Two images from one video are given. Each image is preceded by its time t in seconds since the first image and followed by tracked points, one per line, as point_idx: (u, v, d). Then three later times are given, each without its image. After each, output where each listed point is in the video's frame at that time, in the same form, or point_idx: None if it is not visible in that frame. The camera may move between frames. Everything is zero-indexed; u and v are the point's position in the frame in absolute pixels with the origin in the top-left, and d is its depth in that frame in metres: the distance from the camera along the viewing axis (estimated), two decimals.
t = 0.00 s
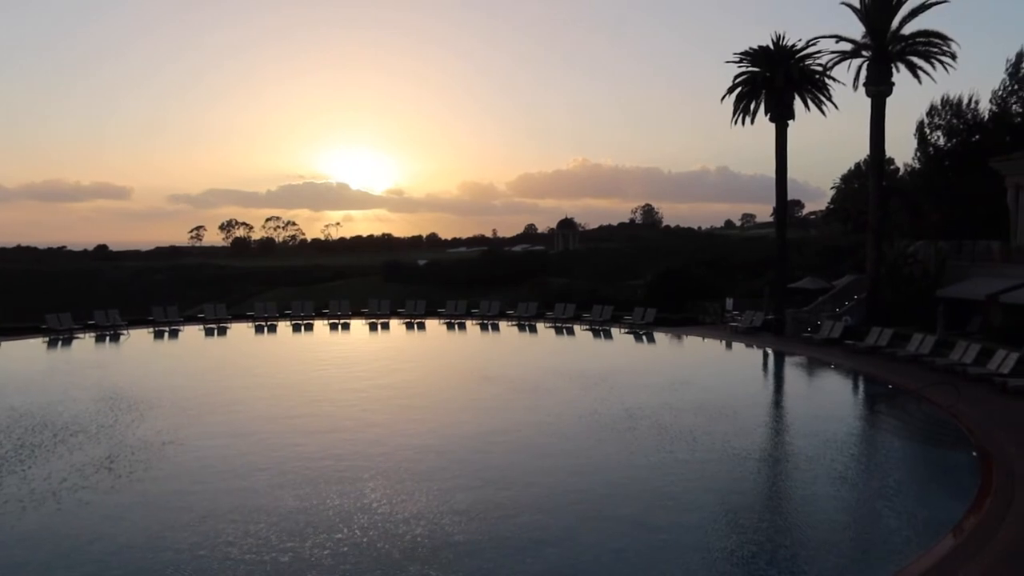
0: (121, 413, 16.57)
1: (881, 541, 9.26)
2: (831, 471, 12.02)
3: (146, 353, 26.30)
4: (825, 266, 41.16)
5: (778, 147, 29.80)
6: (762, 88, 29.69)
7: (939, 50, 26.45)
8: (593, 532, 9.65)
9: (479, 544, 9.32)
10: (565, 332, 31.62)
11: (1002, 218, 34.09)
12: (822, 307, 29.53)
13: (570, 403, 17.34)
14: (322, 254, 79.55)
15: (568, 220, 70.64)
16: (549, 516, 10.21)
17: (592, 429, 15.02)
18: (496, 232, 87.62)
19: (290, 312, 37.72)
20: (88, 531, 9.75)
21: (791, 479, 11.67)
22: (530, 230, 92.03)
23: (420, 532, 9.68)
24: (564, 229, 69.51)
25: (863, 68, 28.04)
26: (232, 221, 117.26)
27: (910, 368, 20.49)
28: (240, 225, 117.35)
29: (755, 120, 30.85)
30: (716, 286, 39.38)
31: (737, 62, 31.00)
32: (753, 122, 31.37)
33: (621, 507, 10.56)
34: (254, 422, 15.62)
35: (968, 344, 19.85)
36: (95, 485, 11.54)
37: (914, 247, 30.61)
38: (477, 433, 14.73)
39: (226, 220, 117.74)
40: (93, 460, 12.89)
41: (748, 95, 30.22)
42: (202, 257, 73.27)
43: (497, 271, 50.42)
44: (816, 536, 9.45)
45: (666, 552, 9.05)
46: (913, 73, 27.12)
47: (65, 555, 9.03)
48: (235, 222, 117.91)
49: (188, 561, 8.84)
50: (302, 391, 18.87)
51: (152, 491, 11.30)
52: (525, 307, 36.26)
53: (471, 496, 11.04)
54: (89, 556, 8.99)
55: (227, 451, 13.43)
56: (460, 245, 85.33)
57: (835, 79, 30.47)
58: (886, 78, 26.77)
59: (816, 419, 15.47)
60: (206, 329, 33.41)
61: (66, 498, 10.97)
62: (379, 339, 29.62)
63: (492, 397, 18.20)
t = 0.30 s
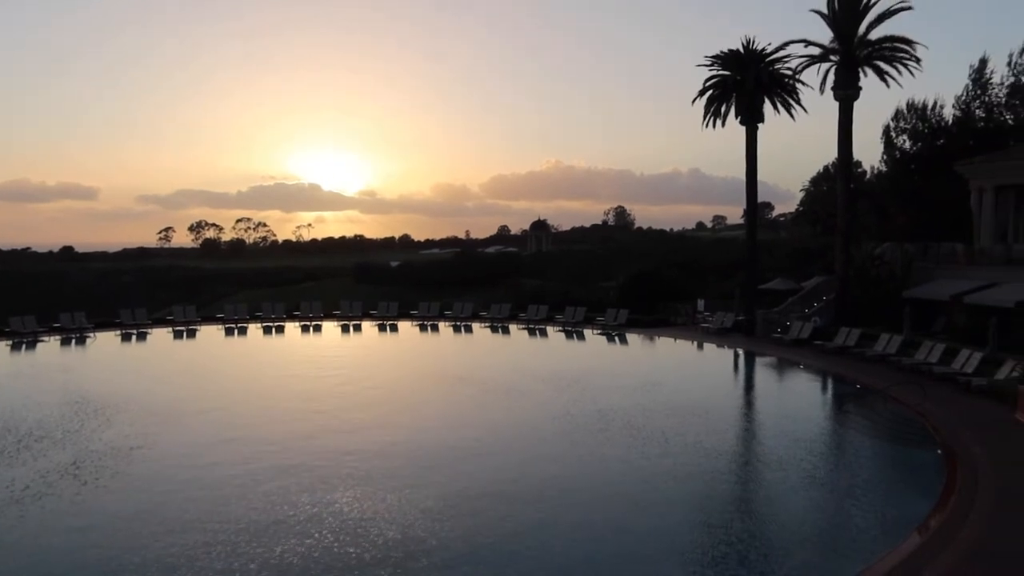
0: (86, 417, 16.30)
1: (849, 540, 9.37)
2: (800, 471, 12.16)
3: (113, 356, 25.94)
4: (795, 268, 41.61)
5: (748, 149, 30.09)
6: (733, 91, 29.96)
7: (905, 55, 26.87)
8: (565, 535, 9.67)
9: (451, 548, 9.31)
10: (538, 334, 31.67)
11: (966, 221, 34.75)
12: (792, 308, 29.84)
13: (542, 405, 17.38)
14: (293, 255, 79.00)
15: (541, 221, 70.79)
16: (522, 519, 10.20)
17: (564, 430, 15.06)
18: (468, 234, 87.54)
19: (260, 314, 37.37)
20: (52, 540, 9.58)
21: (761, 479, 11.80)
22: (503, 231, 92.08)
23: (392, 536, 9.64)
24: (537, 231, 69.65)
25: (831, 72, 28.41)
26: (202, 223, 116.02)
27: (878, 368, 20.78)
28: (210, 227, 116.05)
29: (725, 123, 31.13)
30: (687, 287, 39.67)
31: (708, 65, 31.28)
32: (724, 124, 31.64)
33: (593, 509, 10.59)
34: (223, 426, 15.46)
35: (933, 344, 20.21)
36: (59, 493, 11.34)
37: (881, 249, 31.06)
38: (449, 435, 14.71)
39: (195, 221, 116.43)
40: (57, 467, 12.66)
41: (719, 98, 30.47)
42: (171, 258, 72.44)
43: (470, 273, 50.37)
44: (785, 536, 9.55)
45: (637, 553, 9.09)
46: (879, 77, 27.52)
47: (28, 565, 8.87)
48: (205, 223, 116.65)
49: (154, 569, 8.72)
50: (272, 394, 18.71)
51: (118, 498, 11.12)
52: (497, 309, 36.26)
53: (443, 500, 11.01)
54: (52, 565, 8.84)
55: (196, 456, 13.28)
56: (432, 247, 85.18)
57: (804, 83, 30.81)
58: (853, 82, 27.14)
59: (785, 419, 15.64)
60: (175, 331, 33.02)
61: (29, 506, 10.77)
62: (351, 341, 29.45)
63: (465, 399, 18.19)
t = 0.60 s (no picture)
0: (52, 423, 16.06)
1: (818, 540, 9.45)
2: (769, 470, 12.28)
3: (80, 360, 25.56)
4: (765, 269, 42.02)
5: (718, 152, 30.36)
6: (703, 94, 30.24)
7: (872, 59, 27.28)
8: (537, 536, 9.70)
9: (422, 551, 9.29)
10: (511, 335, 31.70)
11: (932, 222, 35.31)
12: (762, 309, 30.13)
13: (515, 407, 17.41)
14: (264, 257, 78.40)
15: (514, 223, 70.85)
16: (493, 522, 10.21)
17: (536, 432, 15.10)
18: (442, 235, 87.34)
19: (231, 317, 37.03)
20: (16, 548, 9.44)
21: (730, 479, 11.91)
22: (476, 233, 91.99)
23: (363, 540, 9.61)
24: (510, 233, 69.68)
25: (799, 76, 28.75)
26: (171, 224, 114.64)
27: (846, 368, 21.04)
28: (179, 228, 114.68)
29: (696, 126, 31.40)
30: (659, 289, 39.93)
31: (679, 68, 31.53)
32: (694, 127, 31.91)
33: (564, 510, 10.64)
34: (193, 430, 15.31)
35: (899, 343, 20.51)
36: (23, 500, 11.17)
37: (849, 250, 31.48)
38: (420, 438, 14.69)
39: (164, 223, 114.99)
40: (21, 474, 12.46)
41: (690, 101, 30.73)
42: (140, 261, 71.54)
43: (444, 274, 50.27)
44: (753, 536, 9.64)
45: (607, 554, 9.15)
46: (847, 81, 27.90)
47: None
48: (174, 225, 115.23)
49: None
50: (242, 398, 18.55)
51: (84, 504, 10.98)
52: (470, 310, 36.24)
53: (414, 503, 10.99)
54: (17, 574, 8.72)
55: (164, 462, 13.14)
56: (406, 249, 84.87)
57: (773, 86, 31.16)
58: (821, 86, 27.50)
59: (755, 419, 15.79)
60: (143, 335, 32.63)
61: None
62: (323, 344, 29.28)
63: (437, 402, 18.16)
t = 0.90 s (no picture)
0: (15, 428, 15.78)
1: (786, 540, 9.53)
2: (739, 471, 12.38)
3: (45, 363, 25.16)
4: (736, 270, 42.40)
5: (690, 155, 30.56)
6: (674, 97, 30.46)
7: (839, 63, 27.64)
8: (508, 539, 9.69)
9: (392, 555, 9.24)
10: (483, 336, 31.71)
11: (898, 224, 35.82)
12: (732, 310, 30.40)
13: (486, 408, 17.40)
14: (235, 258, 77.66)
15: (487, 224, 70.82)
16: (464, 525, 10.18)
17: (508, 433, 15.10)
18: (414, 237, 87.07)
19: (200, 319, 36.66)
20: None
21: (700, 479, 11.98)
22: (449, 234, 91.80)
23: (333, 545, 9.54)
24: (482, 234, 69.63)
25: (769, 79, 29.04)
26: (138, 225, 113.15)
27: (814, 368, 21.29)
28: (147, 229, 113.13)
29: (667, 128, 31.62)
30: (631, 290, 40.14)
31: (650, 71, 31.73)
32: (665, 129, 32.13)
33: (535, 512, 10.63)
34: (160, 434, 15.13)
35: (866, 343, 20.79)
36: None
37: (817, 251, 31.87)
38: (391, 440, 14.63)
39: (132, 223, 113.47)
40: None
41: (660, 104, 30.94)
42: (107, 262, 70.57)
43: (415, 275, 50.12)
44: (723, 536, 9.70)
45: (578, 556, 9.15)
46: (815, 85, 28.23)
47: None
48: (142, 226, 113.72)
49: None
50: (210, 401, 18.36)
51: (48, 510, 10.80)
52: (442, 312, 36.20)
53: (384, 506, 10.93)
54: None
55: (131, 466, 12.96)
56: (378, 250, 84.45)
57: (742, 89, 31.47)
58: (790, 90, 27.78)
59: (726, 420, 15.91)
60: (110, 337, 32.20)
61: None
62: (294, 345, 29.08)
63: (408, 403, 18.10)
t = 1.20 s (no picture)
0: None
1: (755, 540, 9.61)
2: (709, 472, 12.46)
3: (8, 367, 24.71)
4: (706, 272, 42.73)
5: (660, 157, 30.77)
6: (645, 100, 30.64)
7: (806, 68, 27.98)
8: (480, 543, 9.66)
9: (362, 561, 9.18)
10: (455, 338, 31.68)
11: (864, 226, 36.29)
12: (702, 311, 30.64)
13: (457, 411, 17.35)
14: (204, 260, 76.82)
15: (458, 226, 70.73)
16: (435, 529, 10.14)
17: (479, 436, 15.08)
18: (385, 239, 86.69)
19: (168, 322, 36.24)
20: None
21: (671, 481, 12.03)
22: (420, 236, 91.53)
23: (303, 551, 9.45)
24: (455, 235, 69.51)
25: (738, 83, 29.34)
26: (105, 226, 111.50)
27: (783, 369, 21.52)
28: (113, 230, 111.53)
29: (638, 131, 31.80)
30: (602, 291, 40.32)
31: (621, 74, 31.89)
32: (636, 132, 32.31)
33: (507, 516, 10.61)
34: (127, 440, 14.92)
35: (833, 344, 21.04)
36: None
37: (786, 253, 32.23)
38: (362, 444, 14.55)
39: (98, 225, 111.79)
40: None
41: (631, 107, 31.11)
42: (72, 264, 69.51)
43: (386, 277, 49.92)
44: (693, 538, 9.75)
45: (549, 560, 9.15)
46: (783, 89, 28.56)
47: None
48: (109, 227, 112.07)
49: None
50: (178, 406, 18.14)
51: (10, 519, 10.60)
52: (413, 314, 36.10)
53: (354, 512, 10.85)
54: None
55: (96, 473, 12.75)
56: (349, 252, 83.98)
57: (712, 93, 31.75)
58: (759, 94, 28.06)
59: (697, 421, 16.00)
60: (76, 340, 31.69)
61: None
62: (263, 348, 28.85)
63: (379, 406, 18.02)
